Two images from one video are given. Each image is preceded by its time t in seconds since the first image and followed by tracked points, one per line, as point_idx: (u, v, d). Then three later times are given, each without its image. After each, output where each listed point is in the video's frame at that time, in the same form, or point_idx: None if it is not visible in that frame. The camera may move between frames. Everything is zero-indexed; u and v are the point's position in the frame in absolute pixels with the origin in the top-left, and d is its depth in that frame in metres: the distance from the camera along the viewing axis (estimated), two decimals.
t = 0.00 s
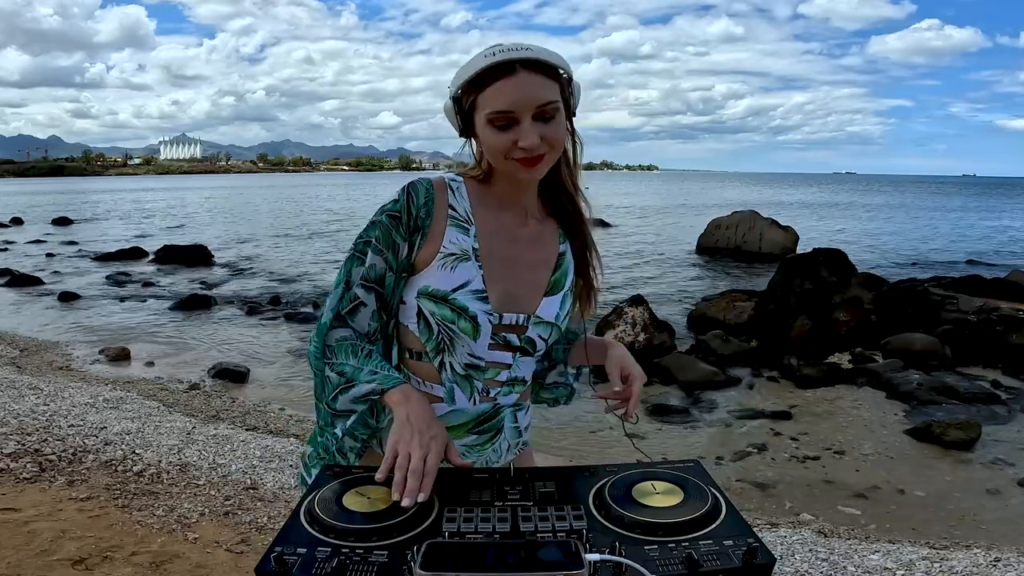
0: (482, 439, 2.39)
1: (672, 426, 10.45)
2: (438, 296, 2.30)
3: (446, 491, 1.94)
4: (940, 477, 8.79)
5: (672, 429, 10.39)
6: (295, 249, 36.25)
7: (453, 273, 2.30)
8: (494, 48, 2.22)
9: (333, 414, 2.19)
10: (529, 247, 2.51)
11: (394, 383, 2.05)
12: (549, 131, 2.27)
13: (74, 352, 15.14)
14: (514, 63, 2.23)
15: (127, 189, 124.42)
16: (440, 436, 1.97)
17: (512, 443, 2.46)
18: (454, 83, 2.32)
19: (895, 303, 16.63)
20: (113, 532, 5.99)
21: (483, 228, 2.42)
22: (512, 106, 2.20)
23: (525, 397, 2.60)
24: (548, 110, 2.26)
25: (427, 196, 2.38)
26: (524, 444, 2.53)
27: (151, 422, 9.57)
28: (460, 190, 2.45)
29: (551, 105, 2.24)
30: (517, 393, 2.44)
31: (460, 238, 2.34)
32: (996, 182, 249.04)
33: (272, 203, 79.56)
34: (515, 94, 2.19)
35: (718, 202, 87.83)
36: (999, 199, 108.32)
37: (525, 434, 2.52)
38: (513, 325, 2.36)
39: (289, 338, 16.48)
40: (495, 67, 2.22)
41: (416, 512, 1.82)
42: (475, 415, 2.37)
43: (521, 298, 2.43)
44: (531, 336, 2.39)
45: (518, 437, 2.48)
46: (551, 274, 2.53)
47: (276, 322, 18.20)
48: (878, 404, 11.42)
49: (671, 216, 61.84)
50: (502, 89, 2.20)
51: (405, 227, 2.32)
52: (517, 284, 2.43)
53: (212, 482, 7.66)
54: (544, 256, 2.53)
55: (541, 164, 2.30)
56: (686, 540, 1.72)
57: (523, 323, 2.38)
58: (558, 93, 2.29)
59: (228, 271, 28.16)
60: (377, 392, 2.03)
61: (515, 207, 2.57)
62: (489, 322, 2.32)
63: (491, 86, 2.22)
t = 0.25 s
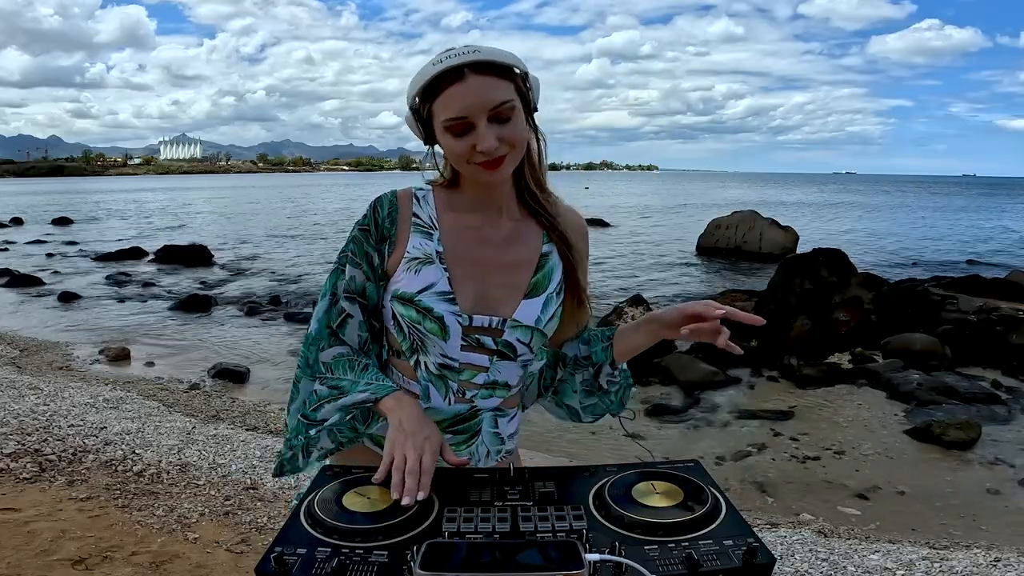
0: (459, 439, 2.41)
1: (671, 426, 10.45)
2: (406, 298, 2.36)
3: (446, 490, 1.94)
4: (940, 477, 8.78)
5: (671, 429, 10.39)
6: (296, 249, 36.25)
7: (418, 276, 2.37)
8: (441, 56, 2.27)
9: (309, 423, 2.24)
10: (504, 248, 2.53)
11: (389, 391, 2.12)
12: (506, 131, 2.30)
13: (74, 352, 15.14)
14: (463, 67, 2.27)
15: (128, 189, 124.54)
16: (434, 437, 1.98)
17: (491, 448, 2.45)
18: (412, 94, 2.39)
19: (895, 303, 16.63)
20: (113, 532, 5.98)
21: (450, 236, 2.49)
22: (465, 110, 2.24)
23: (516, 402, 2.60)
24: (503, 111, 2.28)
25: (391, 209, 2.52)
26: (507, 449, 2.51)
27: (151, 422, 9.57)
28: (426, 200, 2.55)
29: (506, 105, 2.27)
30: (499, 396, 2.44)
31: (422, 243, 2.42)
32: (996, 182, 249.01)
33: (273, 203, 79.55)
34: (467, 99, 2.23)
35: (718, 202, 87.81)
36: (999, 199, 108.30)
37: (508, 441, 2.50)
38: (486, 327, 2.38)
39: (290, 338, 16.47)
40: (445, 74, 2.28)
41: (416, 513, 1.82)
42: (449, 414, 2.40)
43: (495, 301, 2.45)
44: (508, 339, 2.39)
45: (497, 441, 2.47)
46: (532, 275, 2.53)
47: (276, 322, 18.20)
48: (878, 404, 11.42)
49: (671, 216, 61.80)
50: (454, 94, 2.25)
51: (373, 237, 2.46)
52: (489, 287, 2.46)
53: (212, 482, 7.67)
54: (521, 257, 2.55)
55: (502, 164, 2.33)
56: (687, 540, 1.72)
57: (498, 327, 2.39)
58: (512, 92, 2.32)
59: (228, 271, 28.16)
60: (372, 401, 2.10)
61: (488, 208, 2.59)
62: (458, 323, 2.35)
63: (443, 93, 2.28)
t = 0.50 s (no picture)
0: (467, 434, 2.41)
1: (671, 426, 10.45)
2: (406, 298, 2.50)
3: (447, 490, 1.94)
4: (941, 477, 8.77)
5: (671, 429, 10.40)
6: (296, 249, 36.22)
7: (414, 275, 2.50)
8: (416, 54, 2.29)
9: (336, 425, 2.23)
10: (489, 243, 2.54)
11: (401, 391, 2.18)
12: (478, 132, 2.32)
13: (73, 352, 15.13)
14: (437, 66, 2.29)
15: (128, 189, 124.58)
16: (438, 434, 2.01)
17: (503, 449, 2.42)
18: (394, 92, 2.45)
19: (895, 303, 16.63)
20: (113, 532, 5.98)
21: (441, 236, 2.57)
22: (434, 110, 2.27)
23: (538, 405, 2.56)
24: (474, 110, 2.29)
25: (392, 217, 2.69)
26: (524, 453, 2.47)
27: (151, 422, 9.57)
28: (424, 205, 2.67)
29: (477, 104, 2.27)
30: (507, 394, 2.44)
31: (415, 246, 2.55)
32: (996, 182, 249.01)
33: (273, 203, 79.52)
34: (435, 99, 2.26)
35: (719, 202, 87.73)
36: (999, 199, 108.23)
37: (526, 448, 2.46)
38: (478, 321, 2.42)
39: (290, 338, 16.47)
40: (419, 72, 2.30)
41: (416, 513, 1.82)
42: (457, 410, 2.42)
43: (486, 294, 2.47)
44: (502, 335, 2.38)
45: (512, 446, 2.44)
46: (523, 267, 2.47)
47: (276, 322, 18.18)
48: (878, 404, 11.42)
49: (671, 216, 61.78)
50: (423, 93, 2.28)
51: (382, 242, 2.65)
52: (479, 283, 2.49)
53: (212, 482, 7.67)
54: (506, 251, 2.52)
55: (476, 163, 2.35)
56: (687, 540, 1.72)
57: (489, 321, 2.41)
58: (487, 91, 2.32)
59: (228, 271, 28.13)
60: (382, 400, 2.15)
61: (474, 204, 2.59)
62: (450, 317, 2.42)
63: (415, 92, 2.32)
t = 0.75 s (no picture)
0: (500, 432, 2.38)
1: (672, 426, 10.45)
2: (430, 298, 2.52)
3: (447, 490, 1.94)
4: (941, 477, 8.78)
5: (671, 429, 10.40)
6: (295, 249, 36.22)
7: (435, 274, 2.50)
8: (448, 38, 2.26)
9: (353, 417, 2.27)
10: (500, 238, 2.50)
11: (412, 391, 2.23)
12: (499, 125, 2.28)
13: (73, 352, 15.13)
14: (468, 52, 2.25)
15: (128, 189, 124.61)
16: (439, 434, 2.05)
17: (537, 445, 2.39)
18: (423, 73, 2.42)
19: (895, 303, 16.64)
20: (113, 532, 5.98)
21: (457, 233, 2.55)
22: (458, 97, 2.25)
23: (571, 401, 2.50)
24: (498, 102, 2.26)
25: (416, 213, 2.68)
26: (563, 450, 2.42)
27: (151, 422, 9.57)
28: (446, 201, 2.65)
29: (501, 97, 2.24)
30: (532, 390, 2.40)
31: (436, 244, 2.54)
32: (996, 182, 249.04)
33: (273, 203, 79.57)
34: (460, 86, 2.23)
35: (719, 202, 87.74)
36: (999, 199, 108.23)
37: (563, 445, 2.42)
38: (495, 317, 2.40)
39: (290, 338, 16.46)
40: (449, 56, 2.27)
41: (417, 512, 1.82)
42: (487, 408, 2.39)
43: (497, 290, 2.44)
44: (517, 329, 2.36)
45: (548, 443, 2.40)
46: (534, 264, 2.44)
47: (276, 322, 18.18)
48: (878, 405, 11.42)
49: (671, 216, 61.79)
50: (449, 78, 2.25)
51: (406, 240, 2.65)
52: (493, 279, 2.46)
53: (212, 482, 7.67)
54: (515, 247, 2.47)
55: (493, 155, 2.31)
56: (687, 540, 1.72)
57: (506, 317, 2.38)
58: (515, 84, 2.28)
59: (228, 271, 28.14)
60: (393, 396, 2.22)
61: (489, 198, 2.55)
62: (470, 315, 2.41)
63: (441, 76, 2.29)
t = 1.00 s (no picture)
0: (543, 439, 2.38)
1: (673, 427, 10.44)
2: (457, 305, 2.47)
3: (448, 491, 1.94)
4: (941, 477, 8.78)
5: (672, 429, 10.39)
6: (295, 249, 36.23)
7: (464, 282, 2.46)
8: (522, 36, 2.24)
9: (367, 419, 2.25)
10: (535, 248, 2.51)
11: (421, 391, 2.23)
12: (557, 132, 2.26)
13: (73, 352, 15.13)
14: (540, 54, 2.23)
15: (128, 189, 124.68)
16: (444, 438, 2.06)
17: (584, 448, 2.41)
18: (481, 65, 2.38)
19: (895, 303, 16.64)
20: (112, 532, 5.98)
21: (486, 238, 2.53)
22: (523, 97, 2.22)
23: (609, 401, 2.52)
24: (561, 110, 2.24)
25: (439, 218, 2.64)
26: (608, 450, 2.45)
27: (151, 422, 9.57)
28: (472, 206, 2.63)
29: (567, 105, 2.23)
30: (573, 395, 2.40)
31: (464, 250, 2.51)
32: (996, 182, 249.12)
33: (272, 203, 79.58)
34: (527, 87, 2.21)
35: (718, 202, 87.74)
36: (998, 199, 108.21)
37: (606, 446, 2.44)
38: (531, 325, 2.38)
39: (290, 338, 16.47)
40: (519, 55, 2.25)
41: (417, 512, 1.82)
42: (527, 416, 2.38)
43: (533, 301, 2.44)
44: (556, 337, 2.37)
45: (593, 445, 2.42)
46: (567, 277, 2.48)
47: (276, 322, 18.18)
48: (879, 405, 11.42)
49: (670, 216, 61.80)
50: (516, 77, 2.23)
51: (427, 245, 2.60)
52: (529, 289, 2.46)
53: (212, 482, 7.67)
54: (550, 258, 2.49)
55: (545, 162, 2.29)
56: (686, 540, 1.72)
57: (543, 324, 2.38)
58: (579, 94, 2.27)
59: (228, 271, 28.14)
60: (404, 397, 2.20)
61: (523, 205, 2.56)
62: (505, 323, 2.39)
63: (508, 72, 2.26)
